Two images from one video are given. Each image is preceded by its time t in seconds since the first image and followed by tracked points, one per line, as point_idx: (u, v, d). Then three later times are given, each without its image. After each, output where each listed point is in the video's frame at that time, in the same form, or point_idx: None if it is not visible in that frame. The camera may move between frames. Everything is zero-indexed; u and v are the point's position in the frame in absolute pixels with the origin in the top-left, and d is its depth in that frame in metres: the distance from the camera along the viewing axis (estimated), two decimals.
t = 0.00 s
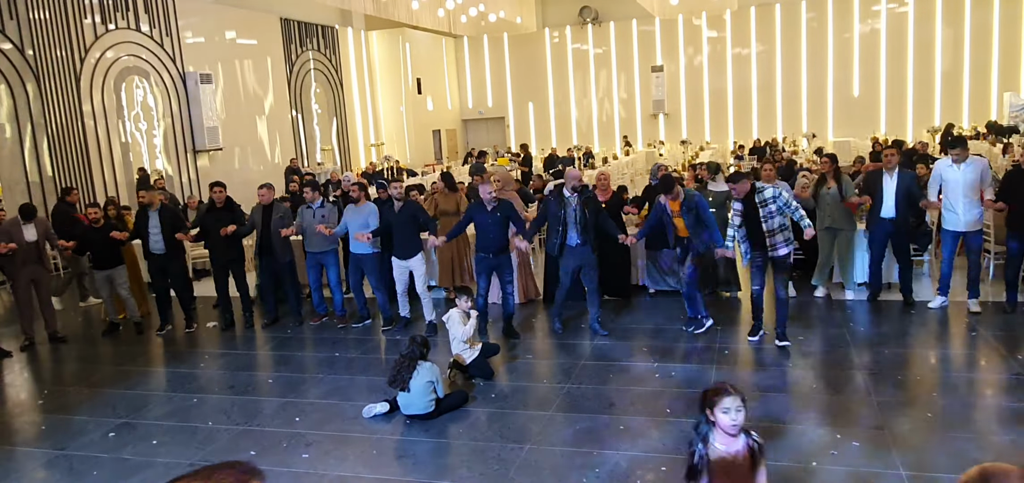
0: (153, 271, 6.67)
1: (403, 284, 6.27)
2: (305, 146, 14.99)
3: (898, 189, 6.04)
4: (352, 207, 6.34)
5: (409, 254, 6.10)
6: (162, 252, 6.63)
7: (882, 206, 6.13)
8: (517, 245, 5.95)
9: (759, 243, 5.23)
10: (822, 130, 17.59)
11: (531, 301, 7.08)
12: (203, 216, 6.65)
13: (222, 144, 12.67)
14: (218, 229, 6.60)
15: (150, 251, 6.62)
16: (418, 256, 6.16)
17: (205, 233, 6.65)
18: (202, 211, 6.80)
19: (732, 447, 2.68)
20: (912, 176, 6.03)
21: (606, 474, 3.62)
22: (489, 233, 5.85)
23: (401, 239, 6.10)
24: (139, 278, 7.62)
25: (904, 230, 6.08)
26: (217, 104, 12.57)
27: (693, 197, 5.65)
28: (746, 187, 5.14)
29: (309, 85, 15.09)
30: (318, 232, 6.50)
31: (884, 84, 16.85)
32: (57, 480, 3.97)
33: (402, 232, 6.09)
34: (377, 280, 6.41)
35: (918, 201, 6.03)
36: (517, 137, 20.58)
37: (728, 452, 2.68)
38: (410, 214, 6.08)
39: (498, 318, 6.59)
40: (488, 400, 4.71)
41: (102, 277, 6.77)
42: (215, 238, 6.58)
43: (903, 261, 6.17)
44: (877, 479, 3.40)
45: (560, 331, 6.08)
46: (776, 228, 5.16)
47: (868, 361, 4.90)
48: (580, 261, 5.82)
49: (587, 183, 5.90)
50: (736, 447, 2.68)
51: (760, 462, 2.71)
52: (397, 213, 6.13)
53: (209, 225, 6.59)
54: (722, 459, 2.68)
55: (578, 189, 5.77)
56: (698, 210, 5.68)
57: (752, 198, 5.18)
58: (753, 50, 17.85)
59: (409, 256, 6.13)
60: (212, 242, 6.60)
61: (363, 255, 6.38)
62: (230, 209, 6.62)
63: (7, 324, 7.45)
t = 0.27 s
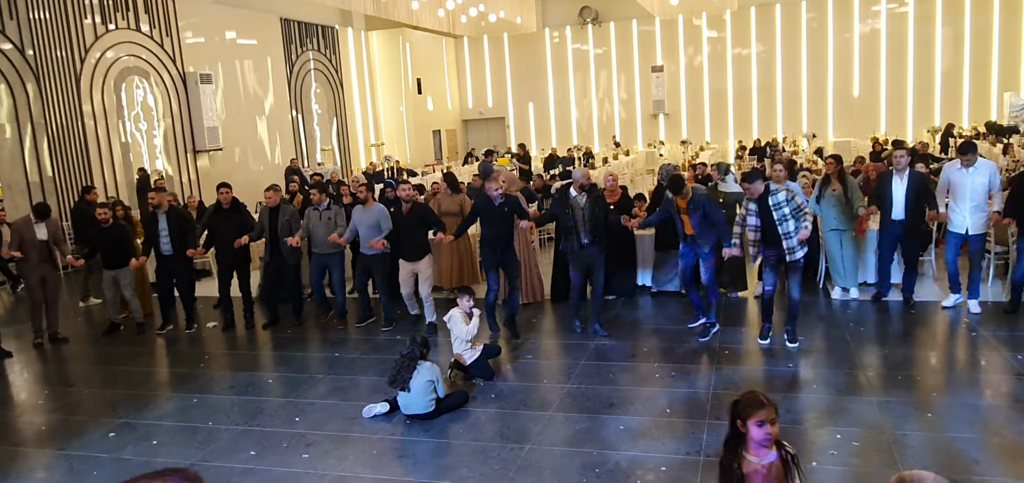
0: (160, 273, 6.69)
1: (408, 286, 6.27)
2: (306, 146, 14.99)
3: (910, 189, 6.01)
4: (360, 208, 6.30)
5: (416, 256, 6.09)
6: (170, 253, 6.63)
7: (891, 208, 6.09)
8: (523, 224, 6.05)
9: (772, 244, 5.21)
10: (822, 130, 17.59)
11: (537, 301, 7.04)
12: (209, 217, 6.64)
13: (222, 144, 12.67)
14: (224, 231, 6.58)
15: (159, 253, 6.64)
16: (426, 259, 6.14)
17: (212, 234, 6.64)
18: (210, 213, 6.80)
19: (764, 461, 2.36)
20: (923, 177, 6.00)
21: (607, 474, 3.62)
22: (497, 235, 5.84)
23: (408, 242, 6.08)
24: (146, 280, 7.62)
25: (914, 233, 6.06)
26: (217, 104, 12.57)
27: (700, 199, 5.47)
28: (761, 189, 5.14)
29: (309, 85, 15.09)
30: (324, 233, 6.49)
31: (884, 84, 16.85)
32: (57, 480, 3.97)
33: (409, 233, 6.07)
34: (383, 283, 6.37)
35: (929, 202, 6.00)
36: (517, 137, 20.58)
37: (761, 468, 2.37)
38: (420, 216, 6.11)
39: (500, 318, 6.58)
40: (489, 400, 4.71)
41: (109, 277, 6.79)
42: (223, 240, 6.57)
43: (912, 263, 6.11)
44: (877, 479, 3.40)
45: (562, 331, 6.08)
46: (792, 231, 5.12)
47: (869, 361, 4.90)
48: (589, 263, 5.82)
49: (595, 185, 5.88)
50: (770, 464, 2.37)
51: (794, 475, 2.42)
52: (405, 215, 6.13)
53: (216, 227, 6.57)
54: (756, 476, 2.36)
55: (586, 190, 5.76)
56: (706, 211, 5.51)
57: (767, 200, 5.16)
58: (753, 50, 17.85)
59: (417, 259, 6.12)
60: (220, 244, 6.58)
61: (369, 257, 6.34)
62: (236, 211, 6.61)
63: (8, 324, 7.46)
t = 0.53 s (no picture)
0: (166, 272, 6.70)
1: (414, 283, 6.27)
2: (306, 147, 14.99)
3: (916, 188, 5.95)
4: (364, 208, 6.31)
5: (420, 255, 6.10)
6: (176, 253, 6.65)
7: (895, 206, 6.07)
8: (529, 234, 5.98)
9: (784, 245, 5.22)
10: (823, 130, 17.59)
11: (540, 301, 6.99)
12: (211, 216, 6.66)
13: (222, 145, 12.67)
14: (226, 229, 6.60)
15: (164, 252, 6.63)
16: (429, 257, 6.15)
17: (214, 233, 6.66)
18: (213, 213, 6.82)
19: (789, 476, 2.37)
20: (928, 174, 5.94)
21: (607, 474, 3.62)
22: (503, 233, 5.86)
23: (413, 239, 6.07)
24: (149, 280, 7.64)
25: (920, 230, 6.03)
26: (217, 105, 12.57)
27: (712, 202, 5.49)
28: (779, 192, 5.10)
29: (309, 85, 15.09)
30: (326, 232, 6.46)
31: (884, 84, 16.85)
32: (58, 480, 3.97)
33: (413, 232, 6.07)
34: (386, 280, 6.36)
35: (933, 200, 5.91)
36: (517, 138, 20.58)
37: None
38: (423, 214, 6.11)
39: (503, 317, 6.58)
40: (489, 399, 4.72)
41: (115, 276, 6.77)
42: (226, 239, 6.58)
43: (917, 258, 6.15)
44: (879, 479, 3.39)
45: (562, 331, 6.08)
46: (801, 237, 5.18)
47: (870, 362, 4.89)
48: (594, 261, 5.81)
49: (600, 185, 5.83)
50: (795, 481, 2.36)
51: None
52: (408, 213, 6.13)
53: (218, 226, 6.60)
54: None
55: (590, 191, 5.72)
56: (717, 217, 5.50)
57: (782, 203, 5.17)
58: (753, 50, 17.85)
59: (422, 257, 6.13)
60: (223, 243, 6.59)
61: (374, 255, 6.30)
62: (238, 209, 6.64)
63: (10, 324, 7.47)
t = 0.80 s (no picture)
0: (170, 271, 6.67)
1: (419, 285, 6.23)
2: (305, 146, 14.99)
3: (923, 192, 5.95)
4: (371, 209, 6.22)
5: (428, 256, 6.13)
6: (180, 253, 6.63)
7: (905, 209, 6.04)
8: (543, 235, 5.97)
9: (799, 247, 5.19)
10: (822, 130, 17.60)
11: (542, 301, 7.04)
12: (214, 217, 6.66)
13: (222, 145, 12.67)
14: (230, 230, 6.61)
15: (168, 252, 6.62)
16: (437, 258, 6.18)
17: (218, 234, 6.66)
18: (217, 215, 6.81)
19: None
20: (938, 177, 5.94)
21: (606, 474, 3.62)
22: (511, 233, 5.86)
23: (421, 240, 6.13)
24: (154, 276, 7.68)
25: (929, 230, 6.01)
26: (216, 104, 12.57)
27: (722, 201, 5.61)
28: (794, 192, 5.07)
29: (309, 85, 15.09)
30: (332, 234, 6.49)
31: (884, 84, 16.86)
32: (58, 480, 3.98)
33: (421, 234, 6.14)
34: (395, 281, 6.36)
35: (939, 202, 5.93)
36: (517, 137, 20.58)
37: None
38: (430, 217, 6.17)
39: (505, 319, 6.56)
40: (488, 399, 4.72)
41: (122, 277, 6.76)
42: (229, 240, 6.58)
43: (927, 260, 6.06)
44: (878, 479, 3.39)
45: (563, 331, 6.09)
46: (818, 239, 5.10)
47: (869, 362, 4.89)
48: (602, 260, 5.76)
49: (606, 186, 5.81)
50: None
51: None
52: (415, 216, 6.17)
53: (222, 227, 6.60)
54: None
55: (596, 191, 5.72)
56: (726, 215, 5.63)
57: (797, 205, 5.12)
58: (753, 50, 17.86)
59: (428, 259, 6.15)
60: (225, 245, 6.59)
61: (381, 256, 6.29)
62: (240, 210, 6.64)
63: (10, 324, 7.46)
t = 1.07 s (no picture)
0: (175, 272, 6.67)
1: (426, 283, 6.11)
2: (305, 146, 14.99)
3: (931, 187, 5.85)
4: (379, 206, 6.25)
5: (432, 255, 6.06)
6: (186, 252, 6.64)
7: (915, 203, 5.93)
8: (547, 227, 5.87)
9: (804, 245, 5.06)
10: (822, 130, 17.59)
11: (547, 302, 6.97)
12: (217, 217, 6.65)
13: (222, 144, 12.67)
14: (233, 230, 6.61)
15: (174, 252, 6.63)
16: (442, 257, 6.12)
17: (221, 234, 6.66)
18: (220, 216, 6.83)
19: None
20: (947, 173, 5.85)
21: (607, 474, 3.62)
22: (517, 230, 5.84)
23: (425, 238, 6.05)
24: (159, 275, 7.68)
25: (935, 227, 5.93)
26: (216, 104, 12.57)
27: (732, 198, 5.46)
28: (801, 186, 5.01)
29: (309, 85, 15.09)
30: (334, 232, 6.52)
31: (883, 84, 16.87)
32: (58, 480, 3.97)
33: (426, 231, 6.05)
34: (401, 279, 6.30)
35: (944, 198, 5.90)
36: (517, 137, 20.58)
37: None
38: (437, 213, 6.08)
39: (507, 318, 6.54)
40: (488, 399, 4.72)
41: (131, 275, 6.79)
42: (233, 242, 6.60)
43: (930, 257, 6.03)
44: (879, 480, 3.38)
45: (563, 331, 6.08)
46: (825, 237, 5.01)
47: (870, 361, 4.89)
48: (609, 258, 5.73)
49: (610, 184, 5.83)
50: None
51: None
52: (421, 212, 6.07)
53: (223, 227, 6.60)
54: None
55: (602, 190, 5.72)
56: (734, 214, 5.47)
57: (803, 199, 5.03)
58: (753, 50, 17.85)
59: (434, 256, 6.08)
60: (228, 246, 6.61)
61: (384, 254, 6.28)
62: (242, 209, 6.64)
63: (11, 324, 7.47)
